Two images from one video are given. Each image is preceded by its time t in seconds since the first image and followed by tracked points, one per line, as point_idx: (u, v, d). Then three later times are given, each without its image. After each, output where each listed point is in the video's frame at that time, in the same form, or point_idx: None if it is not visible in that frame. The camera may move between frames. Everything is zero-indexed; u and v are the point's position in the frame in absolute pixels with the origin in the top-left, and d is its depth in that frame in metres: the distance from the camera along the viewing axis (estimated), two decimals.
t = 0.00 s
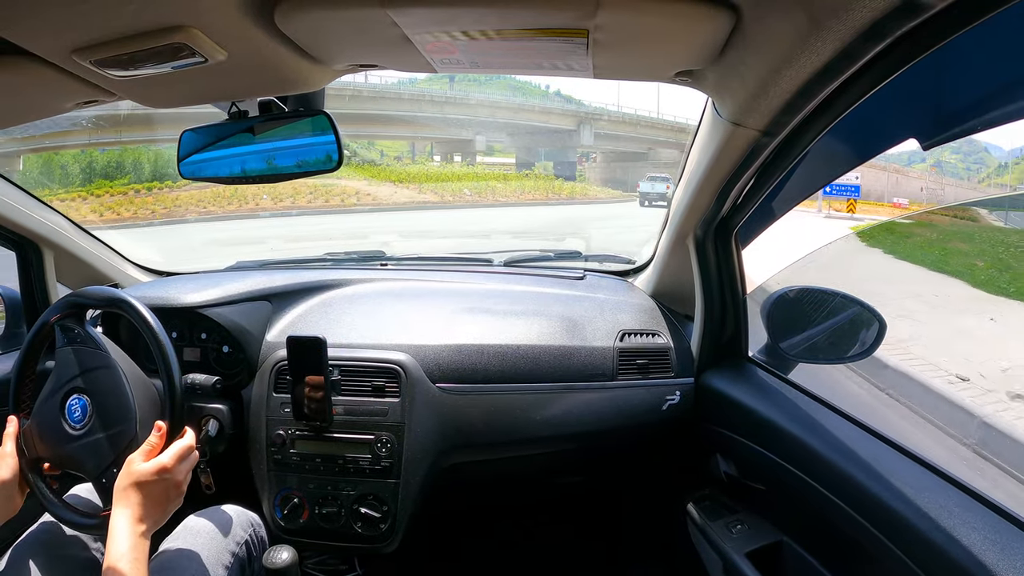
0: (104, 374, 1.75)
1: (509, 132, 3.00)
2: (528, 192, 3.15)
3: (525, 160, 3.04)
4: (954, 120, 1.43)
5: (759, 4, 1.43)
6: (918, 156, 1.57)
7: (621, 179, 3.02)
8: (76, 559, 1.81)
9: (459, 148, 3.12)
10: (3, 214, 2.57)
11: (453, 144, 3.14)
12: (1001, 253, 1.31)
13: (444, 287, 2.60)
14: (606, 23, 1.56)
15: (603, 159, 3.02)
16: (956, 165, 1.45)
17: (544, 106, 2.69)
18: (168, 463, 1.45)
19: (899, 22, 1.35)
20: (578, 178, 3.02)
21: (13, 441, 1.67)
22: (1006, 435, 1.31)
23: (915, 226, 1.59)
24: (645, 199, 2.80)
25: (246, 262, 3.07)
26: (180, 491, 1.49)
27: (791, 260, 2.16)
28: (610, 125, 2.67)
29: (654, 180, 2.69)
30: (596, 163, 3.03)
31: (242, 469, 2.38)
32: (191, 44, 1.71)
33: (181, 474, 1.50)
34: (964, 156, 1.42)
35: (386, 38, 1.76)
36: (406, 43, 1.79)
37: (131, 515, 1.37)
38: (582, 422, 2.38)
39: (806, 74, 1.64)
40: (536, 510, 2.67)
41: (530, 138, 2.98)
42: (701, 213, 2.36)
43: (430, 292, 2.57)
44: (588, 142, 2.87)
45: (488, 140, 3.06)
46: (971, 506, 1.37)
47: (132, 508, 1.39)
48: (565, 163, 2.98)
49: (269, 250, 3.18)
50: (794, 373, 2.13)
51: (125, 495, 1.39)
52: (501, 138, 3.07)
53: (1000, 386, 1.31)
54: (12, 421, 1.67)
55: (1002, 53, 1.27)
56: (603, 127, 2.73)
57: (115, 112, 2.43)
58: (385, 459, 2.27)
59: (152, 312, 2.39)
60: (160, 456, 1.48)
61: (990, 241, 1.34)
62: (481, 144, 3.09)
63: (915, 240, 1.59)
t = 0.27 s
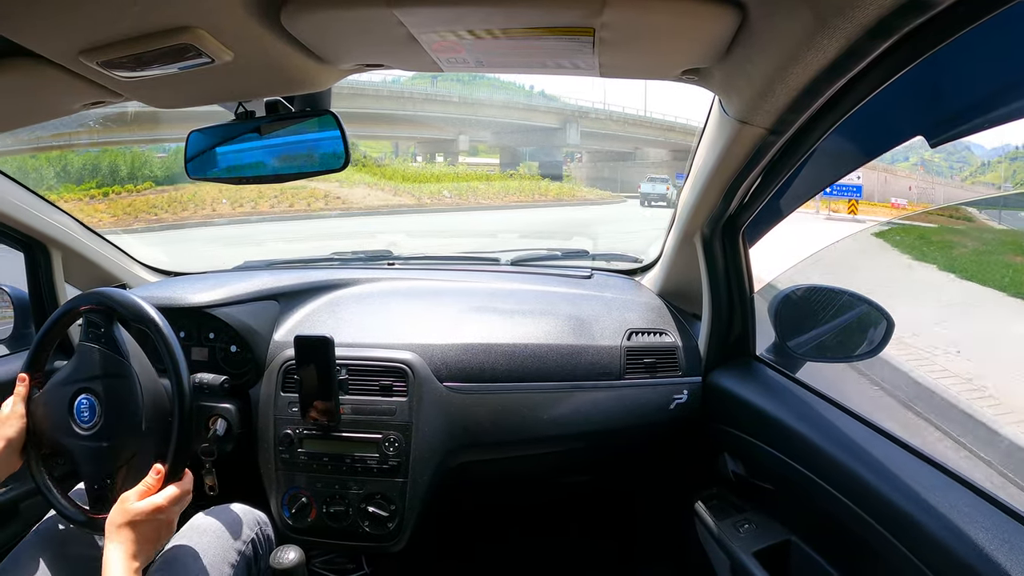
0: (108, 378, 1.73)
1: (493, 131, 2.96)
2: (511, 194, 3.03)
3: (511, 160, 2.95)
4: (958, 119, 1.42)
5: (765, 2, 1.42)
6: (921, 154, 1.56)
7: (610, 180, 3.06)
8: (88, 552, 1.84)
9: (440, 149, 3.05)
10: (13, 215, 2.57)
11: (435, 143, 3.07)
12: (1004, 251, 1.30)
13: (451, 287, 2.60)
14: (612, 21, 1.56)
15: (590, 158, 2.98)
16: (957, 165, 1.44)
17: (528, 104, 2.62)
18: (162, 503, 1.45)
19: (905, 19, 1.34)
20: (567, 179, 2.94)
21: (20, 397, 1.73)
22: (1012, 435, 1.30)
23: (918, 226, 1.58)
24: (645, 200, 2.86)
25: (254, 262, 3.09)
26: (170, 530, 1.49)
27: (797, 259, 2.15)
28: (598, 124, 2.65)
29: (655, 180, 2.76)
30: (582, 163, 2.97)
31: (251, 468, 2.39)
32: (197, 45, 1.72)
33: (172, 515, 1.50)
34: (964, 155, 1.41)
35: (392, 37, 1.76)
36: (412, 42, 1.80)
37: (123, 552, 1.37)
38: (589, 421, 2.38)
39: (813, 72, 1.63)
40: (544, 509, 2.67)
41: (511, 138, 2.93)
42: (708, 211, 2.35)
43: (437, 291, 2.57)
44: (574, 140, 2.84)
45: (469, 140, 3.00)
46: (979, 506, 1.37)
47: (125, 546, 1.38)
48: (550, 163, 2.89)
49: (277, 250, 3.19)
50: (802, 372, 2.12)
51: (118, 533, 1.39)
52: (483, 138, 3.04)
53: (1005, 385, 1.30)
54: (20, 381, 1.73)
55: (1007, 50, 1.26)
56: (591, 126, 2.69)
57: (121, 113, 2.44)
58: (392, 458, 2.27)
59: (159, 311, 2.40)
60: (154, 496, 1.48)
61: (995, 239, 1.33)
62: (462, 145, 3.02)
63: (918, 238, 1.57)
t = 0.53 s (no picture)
0: (113, 379, 1.73)
1: (471, 129, 3.18)
2: (488, 195, 3.17)
3: (489, 160, 3.13)
4: (970, 120, 1.41)
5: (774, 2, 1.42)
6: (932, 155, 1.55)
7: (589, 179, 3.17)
8: (97, 543, 1.85)
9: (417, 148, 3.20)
10: (22, 213, 2.57)
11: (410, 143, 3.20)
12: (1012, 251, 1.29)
13: (459, 286, 2.61)
14: (621, 22, 1.56)
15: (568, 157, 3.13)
16: (968, 167, 1.44)
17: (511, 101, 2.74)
18: (191, 474, 1.43)
19: (914, 20, 1.33)
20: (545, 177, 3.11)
21: (33, 374, 1.75)
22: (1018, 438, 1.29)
23: (927, 228, 1.56)
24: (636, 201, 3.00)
25: (261, 262, 3.10)
26: (202, 501, 1.47)
27: (805, 261, 2.14)
28: (578, 119, 2.74)
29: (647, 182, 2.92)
30: (562, 162, 3.13)
31: (258, 467, 2.41)
32: (206, 45, 1.72)
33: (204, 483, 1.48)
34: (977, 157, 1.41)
35: (400, 38, 1.76)
36: (420, 43, 1.80)
37: (157, 528, 1.35)
38: (596, 422, 2.38)
39: (822, 72, 1.62)
40: (551, 510, 2.66)
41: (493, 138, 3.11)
42: (716, 212, 2.35)
43: (445, 291, 2.58)
44: (555, 138, 3.01)
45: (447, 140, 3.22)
46: (987, 509, 1.36)
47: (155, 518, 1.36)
48: (529, 163, 3.08)
49: (285, 250, 3.21)
50: (810, 374, 2.11)
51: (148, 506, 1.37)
52: (460, 138, 3.23)
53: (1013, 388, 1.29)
54: (33, 360, 1.73)
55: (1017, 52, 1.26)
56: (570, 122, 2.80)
57: (131, 112, 2.45)
58: (399, 457, 2.28)
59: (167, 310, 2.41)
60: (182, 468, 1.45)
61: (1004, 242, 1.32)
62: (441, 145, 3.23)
63: (928, 239, 1.56)
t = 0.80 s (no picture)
0: (123, 378, 1.73)
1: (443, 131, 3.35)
2: (460, 196, 3.26)
3: (460, 160, 3.29)
4: (979, 118, 1.41)
5: (782, 1, 1.41)
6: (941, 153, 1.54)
7: (567, 179, 3.45)
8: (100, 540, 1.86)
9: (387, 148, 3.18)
10: (34, 214, 2.57)
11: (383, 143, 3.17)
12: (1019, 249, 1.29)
13: (468, 285, 2.62)
14: (628, 21, 1.56)
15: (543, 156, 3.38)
16: (977, 166, 1.43)
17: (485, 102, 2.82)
18: (190, 471, 1.41)
19: (922, 18, 1.33)
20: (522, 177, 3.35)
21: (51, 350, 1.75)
22: None
23: (937, 225, 1.56)
24: (619, 200, 3.35)
25: (270, 262, 3.11)
26: (203, 499, 1.46)
27: (815, 260, 2.13)
28: (550, 117, 2.87)
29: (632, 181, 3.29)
30: (536, 162, 3.38)
31: (268, 465, 2.42)
32: (214, 46, 1.73)
33: (204, 482, 1.45)
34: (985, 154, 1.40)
35: (408, 38, 1.77)
36: (428, 42, 1.80)
37: (153, 522, 1.36)
38: (604, 422, 2.38)
39: (830, 71, 1.62)
40: (559, 510, 2.66)
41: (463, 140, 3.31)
42: (725, 212, 2.34)
43: (454, 290, 2.59)
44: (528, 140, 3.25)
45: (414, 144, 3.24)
46: (995, 510, 1.36)
47: (153, 515, 1.37)
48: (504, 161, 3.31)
49: (294, 249, 3.22)
50: (819, 374, 2.10)
51: (149, 502, 1.38)
52: (432, 138, 3.38)
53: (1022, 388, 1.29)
54: (53, 336, 1.74)
55: None
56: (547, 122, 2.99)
57: (140, 112, 2.46)
58: (407, 457, 2.28)
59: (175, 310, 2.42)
60: (185, 463, 1.44)
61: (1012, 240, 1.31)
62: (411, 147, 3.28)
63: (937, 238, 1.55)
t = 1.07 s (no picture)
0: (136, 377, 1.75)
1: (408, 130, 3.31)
2: (421, 195, 3.36)
3: (427, 158, 3.31)
4: (988, 123, 1.40)
5: (793, 5, 1.41)
6: (952, 158, 1.53)
7: (538, 180, 3.44)
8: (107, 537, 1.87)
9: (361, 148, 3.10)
10: (41, 210, 2.58)
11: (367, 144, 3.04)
12: None
13: (477, 288, 2.63)
14: (640, 24, 1.56)
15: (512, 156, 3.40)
16: (989, 172, 1.42)
17: (455, 98, 2.86)
18: (191, 487, 1.40)
19: (933, 22, 1.32)
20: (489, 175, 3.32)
21: (68, 339, 1.73)
22: None
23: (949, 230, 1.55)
24: (599, 201, 3.36)
25: (280, 263, 3.13)
26: (200, 516, 1.44)
27: (827, 263, 2.11)
28: (518, 112, 2.94)
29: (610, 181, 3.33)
30: (506, 162, 3.39)
31: (276, 465, 2.43)
32: (226, 48, 1.74)
33: (202, 501, 1.43)
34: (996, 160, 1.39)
35: (419, 41, 1.77)
36: (439, 45, 1.81)
37: (148, 536, 1.34)
38: (612, 427, 2.37)
39: (841, 75, 1.61)
40: (566, 514, 2.65)
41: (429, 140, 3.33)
42: (735, 216, 2.33)
43: (463, 293, 2.60)
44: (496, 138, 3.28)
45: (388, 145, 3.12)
46: (1005, 518, 1.34)
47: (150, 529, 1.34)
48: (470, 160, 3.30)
49: (304, 251, 3.24)
50: (829, 380, 2.08)
51: (146, 516, 1.36)
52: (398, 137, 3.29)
53: None
54: (71, 325, 1.72)
55: None
56: (516, 119, 3.07)
57: (153, 112, 2.48)
58: (415, 458, 2.28)
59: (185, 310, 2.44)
60: (185, 480, 1.43)
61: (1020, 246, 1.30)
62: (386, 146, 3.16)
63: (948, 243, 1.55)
